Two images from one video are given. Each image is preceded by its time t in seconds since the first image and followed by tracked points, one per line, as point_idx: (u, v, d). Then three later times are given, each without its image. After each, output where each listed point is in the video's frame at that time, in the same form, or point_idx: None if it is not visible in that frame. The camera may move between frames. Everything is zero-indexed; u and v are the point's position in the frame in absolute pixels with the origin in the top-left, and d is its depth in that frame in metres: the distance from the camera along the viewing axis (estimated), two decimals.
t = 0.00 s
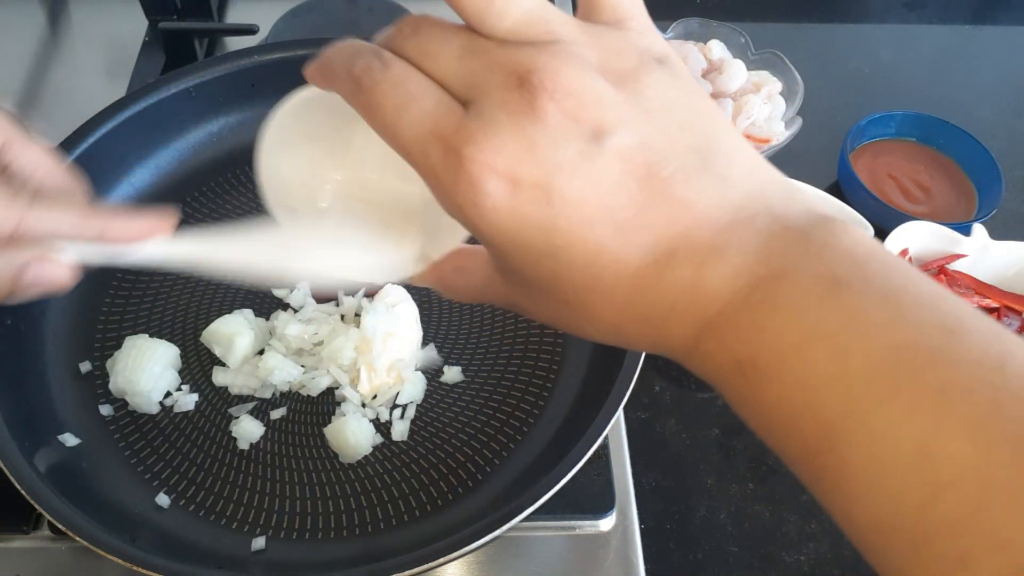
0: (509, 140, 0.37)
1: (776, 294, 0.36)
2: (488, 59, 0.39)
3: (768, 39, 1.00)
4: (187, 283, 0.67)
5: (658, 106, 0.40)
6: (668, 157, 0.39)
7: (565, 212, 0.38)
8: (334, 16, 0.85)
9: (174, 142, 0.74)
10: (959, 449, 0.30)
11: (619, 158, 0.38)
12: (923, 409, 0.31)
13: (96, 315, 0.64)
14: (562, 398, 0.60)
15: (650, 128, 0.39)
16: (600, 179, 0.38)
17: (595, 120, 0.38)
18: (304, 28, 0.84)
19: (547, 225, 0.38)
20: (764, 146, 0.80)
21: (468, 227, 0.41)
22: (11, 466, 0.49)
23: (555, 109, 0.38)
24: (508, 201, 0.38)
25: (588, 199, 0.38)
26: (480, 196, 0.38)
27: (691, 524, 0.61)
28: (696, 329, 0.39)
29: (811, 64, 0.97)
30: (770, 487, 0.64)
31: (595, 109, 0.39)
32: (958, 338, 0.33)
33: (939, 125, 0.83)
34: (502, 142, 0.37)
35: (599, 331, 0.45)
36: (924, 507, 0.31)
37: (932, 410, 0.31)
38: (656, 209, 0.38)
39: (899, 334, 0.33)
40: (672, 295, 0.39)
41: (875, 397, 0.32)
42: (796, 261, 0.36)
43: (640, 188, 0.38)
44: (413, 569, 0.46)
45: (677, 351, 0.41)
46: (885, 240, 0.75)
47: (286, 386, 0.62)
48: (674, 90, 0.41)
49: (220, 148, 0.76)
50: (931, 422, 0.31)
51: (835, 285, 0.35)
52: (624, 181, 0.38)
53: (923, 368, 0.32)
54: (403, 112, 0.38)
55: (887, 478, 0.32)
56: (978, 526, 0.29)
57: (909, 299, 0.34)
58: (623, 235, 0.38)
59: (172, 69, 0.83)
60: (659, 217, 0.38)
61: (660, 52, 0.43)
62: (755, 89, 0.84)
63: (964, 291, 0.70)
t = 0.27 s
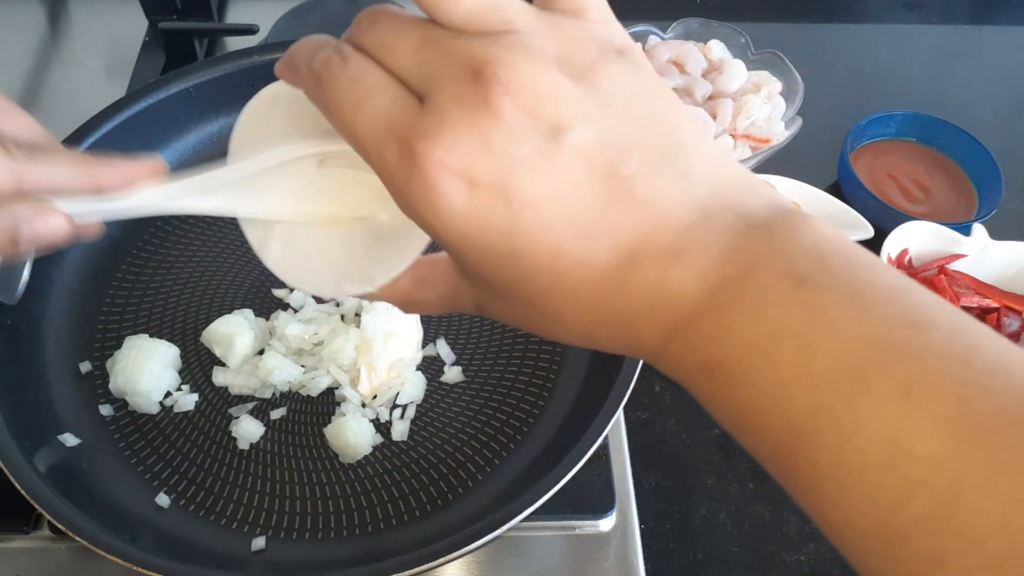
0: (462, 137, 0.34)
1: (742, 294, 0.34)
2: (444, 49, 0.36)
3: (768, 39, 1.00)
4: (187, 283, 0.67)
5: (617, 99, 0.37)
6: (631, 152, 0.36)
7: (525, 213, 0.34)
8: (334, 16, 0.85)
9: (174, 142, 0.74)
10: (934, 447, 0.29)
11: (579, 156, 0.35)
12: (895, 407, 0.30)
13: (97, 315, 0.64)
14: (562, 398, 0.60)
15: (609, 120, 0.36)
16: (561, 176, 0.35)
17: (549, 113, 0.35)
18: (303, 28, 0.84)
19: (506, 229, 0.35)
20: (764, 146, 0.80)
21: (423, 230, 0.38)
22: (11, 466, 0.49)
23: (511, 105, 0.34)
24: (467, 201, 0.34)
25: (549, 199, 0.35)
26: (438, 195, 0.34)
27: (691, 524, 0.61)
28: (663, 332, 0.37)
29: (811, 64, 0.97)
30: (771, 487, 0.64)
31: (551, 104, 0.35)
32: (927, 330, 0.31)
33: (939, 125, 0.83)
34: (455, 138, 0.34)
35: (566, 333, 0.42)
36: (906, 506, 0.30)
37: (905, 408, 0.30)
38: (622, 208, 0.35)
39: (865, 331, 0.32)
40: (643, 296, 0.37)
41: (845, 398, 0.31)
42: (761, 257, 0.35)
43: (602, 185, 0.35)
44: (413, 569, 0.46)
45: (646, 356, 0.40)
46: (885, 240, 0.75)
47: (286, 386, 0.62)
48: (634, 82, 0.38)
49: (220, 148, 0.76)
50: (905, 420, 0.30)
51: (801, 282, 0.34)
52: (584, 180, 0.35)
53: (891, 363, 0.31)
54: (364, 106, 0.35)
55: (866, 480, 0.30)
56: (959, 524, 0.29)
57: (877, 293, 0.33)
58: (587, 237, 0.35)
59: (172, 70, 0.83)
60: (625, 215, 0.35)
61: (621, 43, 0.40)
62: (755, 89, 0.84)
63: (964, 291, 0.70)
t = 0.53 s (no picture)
0: (483, 164, 0.34)
1: (747, 307, 0.35)
2: (471, 77, 0.35)
3: (767, 39, 1.00)
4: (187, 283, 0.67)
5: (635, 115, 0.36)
6: (645, 171, 0.36)
7: (542, 235, 0.36)
8: (334, 16, 0.85)
9: (175, 142, 0.74)
10: (925, 455, 0.29)
11: (594, 180, 0.35)
12: (894, 416, 0.30)
13: (96, 315, 0.64)
14: (562, 398, 0.60)
15: (627, 140, 0.36)
16: (574, 197, 0.35)
17: (569, 134, 0.35)
18: (303, 28, 0.84)
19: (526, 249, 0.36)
20: (764, 146, 0.80)
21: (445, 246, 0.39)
22: (11, 465, 0.49)
23: (530, 131, 0.34)
24: (487, 225, 0.36)
25: (563, 220, 0.36)
26: (462, 220, 0.36)
27: (691, 524, 0.61)
28: (674, 342, 0.39)
29: (812, 64, 0.97)
30: (771, 487, 0.64)
31: (570, 129, 0.35)
32: (926, 341, 0.32)
33: (939, 125, 0.83)
34: (476, 165, 0.34)
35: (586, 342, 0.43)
36: (893, 510, 0.30)
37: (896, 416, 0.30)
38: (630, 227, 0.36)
39: (869, 346, 0.32)
40: (650, 305, 0.38)
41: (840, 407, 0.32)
42: (768, 271, 0.36)
43: (616, 208, 0.36)
44: (413, 569, 0.46)
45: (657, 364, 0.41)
46: (885, 240, 0.75)
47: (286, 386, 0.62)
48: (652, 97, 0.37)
49: (220, 148, 0.76)
50: (896, 427, 0.30)
51: (800, 295, 0.34)
52: (596, 200, 0.35)
53: (889, 374, 0.31)
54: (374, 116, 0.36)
55: (855, 488, 0.31)
56: (946, 529, 0.29)
57: (876, 305, 0.33)
58: (597, 256, 0.36)
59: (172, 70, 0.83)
60: (635, 234, 0.36)
61: (640, 60, 0.39)
62: (755, 89, 0.84)
63: (964, 291, 0.70)
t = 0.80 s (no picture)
0: (470, 143, 0.34)
1: (736, 286, 0.35)
2: (457, 56, 0.36)
3: (767, 39, 1.00)
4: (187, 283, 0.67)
5: (623, 93, 0.36)
6: (635, 150, 0.36)
7: (529, 214, 0.36)
8: (334, 16, 0.85)
9: (175, 142, 0.74)
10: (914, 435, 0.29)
11: (582, 160, 0.35)
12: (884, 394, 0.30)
13: (96, 315, 0.64)
14: (562, 397, 0.60)
15: (615, 120, 0.36)
16: (562, 177, 0.35)
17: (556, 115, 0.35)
18: (303, 28, 0.84)
19: (510, 228, 0.36)
20: (764, 146, 0.80)
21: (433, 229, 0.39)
22: (11, 466, 0.49)
23: (516, 110, 0.34)
24: (472, 204, 0.35)
25: (552, 200, 0.35)
26: (446, 201, 0.36)
27: (691, 524, 0.61)
28: (662, 323, 0.38)
29: (812, 65, 0.97)
30: (770, 487, 0.64)
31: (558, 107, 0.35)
32: (915, 319, 0.32)
33: (939, 125, 0.83)
34: (461, 144, 0.34)
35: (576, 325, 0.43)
36: (883, 489, 0.30)
37: (884, 396, 0.30)
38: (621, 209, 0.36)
39: (858, 323, 0.32)
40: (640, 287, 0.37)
41: (828, 386, 0.31)
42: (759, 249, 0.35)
43: (603, 188, 0.35)
44: (413, 569, 0.46)
45: (643, 344, 0.41)
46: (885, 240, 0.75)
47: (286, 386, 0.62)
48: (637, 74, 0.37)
49: (220, 148, 0.76)
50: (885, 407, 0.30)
51: (789, 274, 0.34)
52: (586, 180, 0.35)
53: (882, 355, 0.31)
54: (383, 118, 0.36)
55: (845, 470, 0.31)
56: (939, 511, 0.28)
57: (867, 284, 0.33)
58: (586, 237, 0.36)
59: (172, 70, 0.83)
60: (624, 215, 0.36)
61: (629, 40, 0.39)
62: (755, 90, 0.83)
63: (964, 291, 0.70)
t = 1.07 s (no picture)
0: (478, 137, 0.35)
1: (741, 286, 0.35)
2: (462, 51, 0.37)
3: (767, 39, 1.00)
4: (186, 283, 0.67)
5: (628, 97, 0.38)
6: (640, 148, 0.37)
7: (534, 206, 0.36)
8: (334, 16, 0.85)
9: (175, 142, 0.74)
10: (916, 434, 0.29)
11: (589, 155, 0.36)
12: (885, 391, 0.30)
13: (96, 315, 0.64)
14: (562, 398, 0.60)
15: (621, 120, 0.37)
16: (569, 173, 0.36)
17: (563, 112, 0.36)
18: (303, 28, 0.84)
19: (517, 223, 0.37)
20: (764, 146, 0.80)
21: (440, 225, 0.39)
22: (11, 466, 0.49)
23: (523, 104, 0.36)
24: (479, 198, 0.36)
25: (559, 194, 0.36)
26: (450, 190, 0.36)
27: (691, 524, 0.61)
28: (665, 324, 0.39)
29: (812, 65, 0.97)
30: (770, 487, 0.64)
31: (566, 104, 0.37)
32: (921, 321, 0.32)
33: (939, 125, 0.83)
34: (470, 137, 0.35)
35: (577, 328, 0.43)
36: (885, 487, 0.30)
37: (889, 395, 0.30)
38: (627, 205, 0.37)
39: (860, 322, 0.32)
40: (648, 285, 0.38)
41: (834, 386, 0.31)
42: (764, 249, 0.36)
43: (609, 185, 0.37)
44: (414, 569, 0.46)
45: (648, 347, 0.41)
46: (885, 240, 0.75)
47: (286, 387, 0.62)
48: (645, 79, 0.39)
49: (220, 148, 0.76)
50: (890, 406, 0.30)
51: (799, 275, 0.34)
52: (591, 178, 0.36)
53: (884, 354, 0.31)
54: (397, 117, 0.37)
55: (846, 467, 0.31)
56: (942, 510, 0.28)
57: (873, 285, 0.33)
58: (591, 231, 0.37)
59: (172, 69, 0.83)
60: (628, 213, 0.37)
61: (636, 44, 0.41)
62: (755, 89, 0.83)
63: (964, 291, 0.70)
